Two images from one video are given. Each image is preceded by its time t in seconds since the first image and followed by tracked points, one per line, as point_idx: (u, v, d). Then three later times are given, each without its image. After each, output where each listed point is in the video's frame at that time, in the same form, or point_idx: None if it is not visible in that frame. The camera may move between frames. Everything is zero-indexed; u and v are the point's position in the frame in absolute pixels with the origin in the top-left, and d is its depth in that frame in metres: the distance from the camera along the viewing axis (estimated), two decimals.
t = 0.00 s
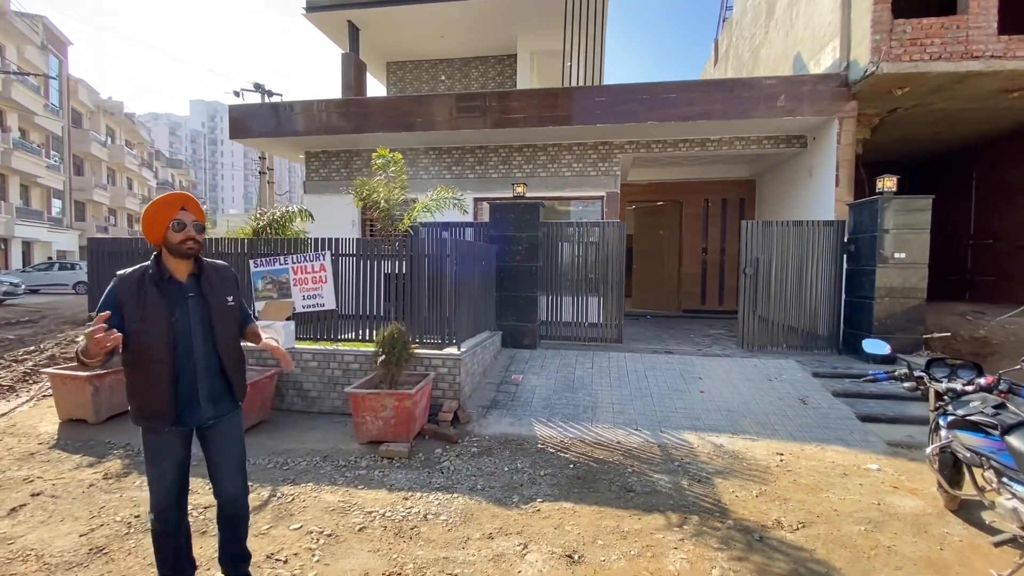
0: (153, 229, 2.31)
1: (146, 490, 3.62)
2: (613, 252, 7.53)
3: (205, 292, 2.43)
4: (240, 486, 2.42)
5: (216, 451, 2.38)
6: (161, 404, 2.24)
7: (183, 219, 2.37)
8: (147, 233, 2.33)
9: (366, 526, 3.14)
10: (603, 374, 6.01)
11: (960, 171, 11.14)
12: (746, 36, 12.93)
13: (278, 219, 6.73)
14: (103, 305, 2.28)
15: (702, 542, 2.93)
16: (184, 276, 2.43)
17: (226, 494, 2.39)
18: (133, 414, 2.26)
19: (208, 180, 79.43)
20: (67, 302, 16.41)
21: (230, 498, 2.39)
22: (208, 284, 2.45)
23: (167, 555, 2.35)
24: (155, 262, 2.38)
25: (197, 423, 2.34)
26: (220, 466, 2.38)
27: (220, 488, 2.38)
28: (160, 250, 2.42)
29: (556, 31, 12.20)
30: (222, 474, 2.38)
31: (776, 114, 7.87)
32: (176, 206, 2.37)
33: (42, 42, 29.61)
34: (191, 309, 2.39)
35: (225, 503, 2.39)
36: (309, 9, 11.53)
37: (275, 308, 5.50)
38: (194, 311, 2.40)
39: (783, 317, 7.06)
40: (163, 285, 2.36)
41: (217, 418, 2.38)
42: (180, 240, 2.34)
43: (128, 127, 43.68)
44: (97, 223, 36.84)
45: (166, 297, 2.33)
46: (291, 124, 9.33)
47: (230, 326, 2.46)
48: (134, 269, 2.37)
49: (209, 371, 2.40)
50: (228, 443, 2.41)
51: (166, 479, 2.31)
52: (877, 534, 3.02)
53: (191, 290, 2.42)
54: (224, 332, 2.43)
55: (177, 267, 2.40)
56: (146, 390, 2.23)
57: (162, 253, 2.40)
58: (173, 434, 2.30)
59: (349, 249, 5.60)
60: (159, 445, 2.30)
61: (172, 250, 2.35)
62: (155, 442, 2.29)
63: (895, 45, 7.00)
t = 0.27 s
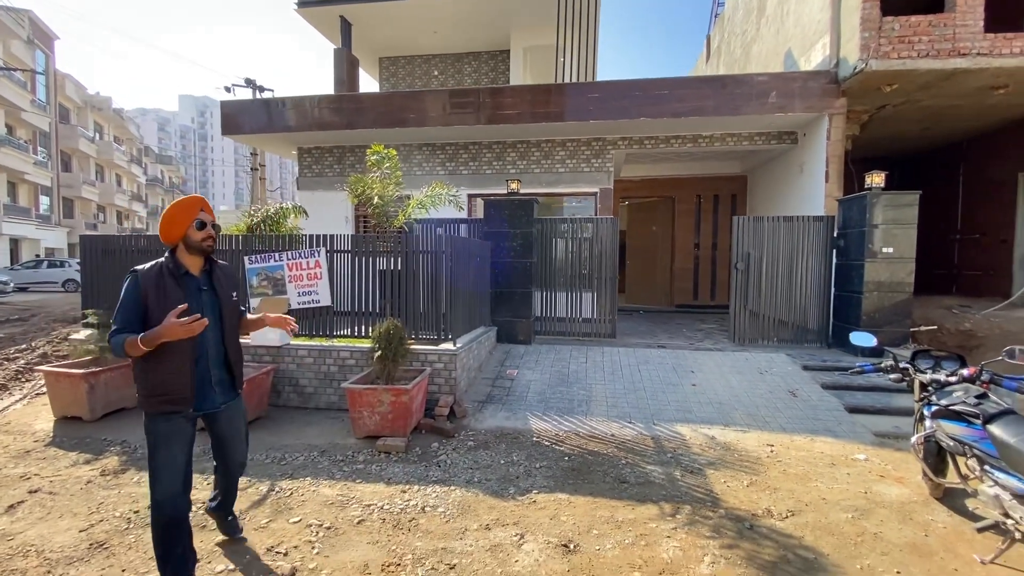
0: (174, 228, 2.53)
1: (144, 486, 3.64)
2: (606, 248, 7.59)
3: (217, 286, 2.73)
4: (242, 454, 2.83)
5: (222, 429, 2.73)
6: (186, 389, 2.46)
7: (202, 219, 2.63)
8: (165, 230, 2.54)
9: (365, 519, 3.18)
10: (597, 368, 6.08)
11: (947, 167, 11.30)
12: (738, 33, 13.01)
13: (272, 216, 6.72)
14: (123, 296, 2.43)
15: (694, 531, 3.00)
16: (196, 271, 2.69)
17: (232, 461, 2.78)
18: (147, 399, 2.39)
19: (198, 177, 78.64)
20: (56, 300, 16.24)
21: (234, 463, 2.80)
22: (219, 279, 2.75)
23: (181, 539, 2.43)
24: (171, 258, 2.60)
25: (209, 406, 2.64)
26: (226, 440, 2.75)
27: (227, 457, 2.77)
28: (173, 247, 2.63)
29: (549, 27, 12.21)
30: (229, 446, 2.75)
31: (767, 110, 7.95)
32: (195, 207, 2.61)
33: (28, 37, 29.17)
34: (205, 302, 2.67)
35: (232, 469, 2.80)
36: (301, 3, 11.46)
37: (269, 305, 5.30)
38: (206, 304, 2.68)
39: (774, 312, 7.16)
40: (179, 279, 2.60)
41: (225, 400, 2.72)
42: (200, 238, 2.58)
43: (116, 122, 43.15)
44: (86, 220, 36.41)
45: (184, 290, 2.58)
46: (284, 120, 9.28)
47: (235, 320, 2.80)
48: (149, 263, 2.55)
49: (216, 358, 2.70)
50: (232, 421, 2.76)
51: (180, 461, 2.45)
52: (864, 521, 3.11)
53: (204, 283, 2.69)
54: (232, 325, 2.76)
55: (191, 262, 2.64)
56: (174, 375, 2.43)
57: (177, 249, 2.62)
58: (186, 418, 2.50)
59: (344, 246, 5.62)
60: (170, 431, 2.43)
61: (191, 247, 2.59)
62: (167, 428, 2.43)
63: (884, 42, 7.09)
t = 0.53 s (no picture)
0: (196, 230, 2.75)
1: (141, 481, 3.66)
2: (599, 243, 7.65)
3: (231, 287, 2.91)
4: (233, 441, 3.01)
5: (222, 417, 2.90)
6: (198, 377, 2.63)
7: (222, 224, 2.86)
8: (188, 232, 2.75)
9: (363, 511, 3.22)
10: (590, 362, 6.15)
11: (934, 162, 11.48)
12: (728, 29, 13.09)
13: (265, 212, 6.72)
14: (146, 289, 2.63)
15: (686, 518, 3.08)
16: (213, 271, 2.88)
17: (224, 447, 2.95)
18: (162, 385, 2.56)
19: (187, 173, 77.75)
20: (44, 298, 16.04)
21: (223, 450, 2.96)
22: (234, 280, 2.95)
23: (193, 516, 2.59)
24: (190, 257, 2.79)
25: (217, 395, 2.81)
26: (224, 427, 2.92)
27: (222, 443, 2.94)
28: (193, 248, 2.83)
29: (541, 23, 12.23)
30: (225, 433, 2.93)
31: (757, 106, 8.03)
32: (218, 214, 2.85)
33: (11, 31, 28.65)
34: (218, 300, 2.85)
35: (223, 454, 2.97)
36: None
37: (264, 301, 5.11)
38: (220, 302, 2.86)
39: (763, 306, 7.27)
40: (198, 277, 2.79)
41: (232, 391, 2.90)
42: (218, 241, 2.80)
43: (103, 118, 42.53)
44: (73, 217, 35.93)
45: (201, 287, 2.77)
46: (274, 116, 9.24)
47: (245, 318, 2.97)
48: (172, 261, 2.76)
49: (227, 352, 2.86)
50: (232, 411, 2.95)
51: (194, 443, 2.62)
52: (849, 507, 3.20)
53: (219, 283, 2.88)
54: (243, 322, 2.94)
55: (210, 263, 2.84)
56: (188, 364, 2.60)
57: (197, 250, 2.82)
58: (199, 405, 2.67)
59: (338, 242, 5.63)
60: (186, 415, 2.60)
61: (209, 249, 2.79)
62: (183, 412, 2.59)
63: (871, 39, 7.19)
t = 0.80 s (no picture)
0: (204, 224, 2.84)
1: (137, 477, 3.67)
2: (591, 239, 7.71)
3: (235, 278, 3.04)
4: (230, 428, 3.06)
5: (221, 401, 2.97)
6: (199, 361, 2.75)
7: (229, 219, 2.93)
8: (196, 225, 2.85)
9: (359, 504, 3.26)
10: (583, 356, 6.21)
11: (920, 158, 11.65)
12: (719, 26, 13.18)
13: (257, 209, 6.70)
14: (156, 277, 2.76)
15: (676, 506, 3.15)
16: (219, 262, 3.00)
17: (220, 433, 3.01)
18: (165, 367, 2.70)
19: (175, 170, 76.85)
20: (32, 297, 15.84)
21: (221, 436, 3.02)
22: (237, 272, 3.07)
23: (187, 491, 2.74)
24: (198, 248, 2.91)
25: (216, 379, 2.88)
26: (220, 412, 2.99)
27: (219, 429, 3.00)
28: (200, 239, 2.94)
29: (533, 19, 12.24)
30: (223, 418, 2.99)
31: (747, 103, 8.12)
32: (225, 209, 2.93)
33: None
34: (222, 289, 2.97)
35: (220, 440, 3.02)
36: None
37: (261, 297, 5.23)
38: (224, 292, 2.99)
39: (753, 300, 7.37)
40: (204, 267, 2.90)
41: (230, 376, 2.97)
42: (224, 235, 2.89)
43: (89, 114, 41.92)
44: (59, 214, 35.42)
45: (208, 277, 2.89)
46: (265, 112, 9.19)
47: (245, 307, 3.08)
48: (181, 251, 2.88)
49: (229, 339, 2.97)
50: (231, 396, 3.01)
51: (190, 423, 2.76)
52: (835, 494, 3.29)
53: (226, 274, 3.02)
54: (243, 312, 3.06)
55: (217, 254, 2.95)
56: (192, 348, 2.74)
57: (203, 241, 2.93)
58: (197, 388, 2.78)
59: (331, 238, 5.63)
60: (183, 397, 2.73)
61: (215, 242, 2.90)
62: (181, 394, 2.72)
63: (858, 36, 7.29)
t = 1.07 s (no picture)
0: (194, 222, 2.97)
1: (132, 475, 3.67)
2: (584, 236, 7.76)
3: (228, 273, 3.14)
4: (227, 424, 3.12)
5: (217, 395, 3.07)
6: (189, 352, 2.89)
7: (218, 217, 3.04)
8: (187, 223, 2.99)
9: (356, 500, 3.29)
10: (576, 353, 6.27)
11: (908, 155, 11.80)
12: (710, 24, 13.26)
13: (250, 207, 6.69)
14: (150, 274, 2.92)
15: (669, 499, 3.21)
16: (212, 259, 3.12)
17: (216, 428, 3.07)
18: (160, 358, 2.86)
19: (165, 168, 76.06)
20: (20, 297, 15.65)
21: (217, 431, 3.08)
22: (230, 268, 3.17)
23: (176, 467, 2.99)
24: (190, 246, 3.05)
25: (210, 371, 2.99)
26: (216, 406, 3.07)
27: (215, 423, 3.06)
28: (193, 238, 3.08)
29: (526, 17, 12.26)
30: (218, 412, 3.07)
31: (738, 101, 8.19)
32: (216, 207, 3.05)
33: None
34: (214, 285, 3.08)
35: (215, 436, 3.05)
36: None
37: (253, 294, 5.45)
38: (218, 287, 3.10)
39: (744, 296, 7.46)
40: (196, 264, 3.04)
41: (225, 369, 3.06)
42: (213, 231, 3.01)
43: (76, 111, 41.39)
44: (47, 213, 34.99)
45: (200, 273, 3.02)
46: (257, 110, 9.15)
47: (241, 303, 3.19)
48: (175, 249, 3.03)
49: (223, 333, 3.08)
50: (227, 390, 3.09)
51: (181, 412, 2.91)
52: (823, 485, 3.36)
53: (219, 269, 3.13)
54: (237, 308, 3.16)
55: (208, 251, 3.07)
56: (182, 340, 2.88)
57: (196, 240, 3.07)
58: (188, 379, 2.92)
59: (325, 236, 5.64)
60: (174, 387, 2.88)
61: (205, 238, 3.02)
62: (172, 383, 2.87)
63: (847, 36, 7.38)
